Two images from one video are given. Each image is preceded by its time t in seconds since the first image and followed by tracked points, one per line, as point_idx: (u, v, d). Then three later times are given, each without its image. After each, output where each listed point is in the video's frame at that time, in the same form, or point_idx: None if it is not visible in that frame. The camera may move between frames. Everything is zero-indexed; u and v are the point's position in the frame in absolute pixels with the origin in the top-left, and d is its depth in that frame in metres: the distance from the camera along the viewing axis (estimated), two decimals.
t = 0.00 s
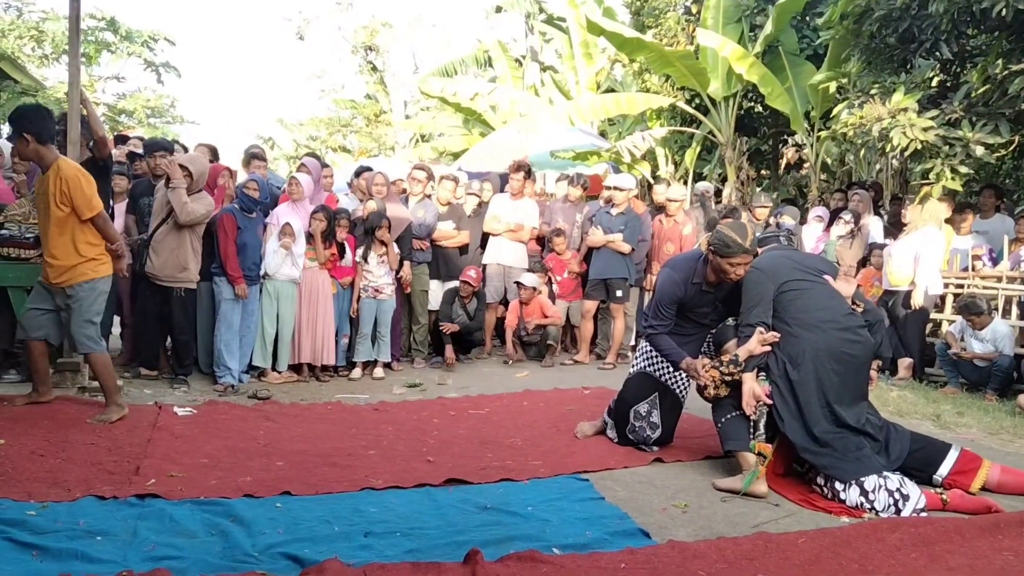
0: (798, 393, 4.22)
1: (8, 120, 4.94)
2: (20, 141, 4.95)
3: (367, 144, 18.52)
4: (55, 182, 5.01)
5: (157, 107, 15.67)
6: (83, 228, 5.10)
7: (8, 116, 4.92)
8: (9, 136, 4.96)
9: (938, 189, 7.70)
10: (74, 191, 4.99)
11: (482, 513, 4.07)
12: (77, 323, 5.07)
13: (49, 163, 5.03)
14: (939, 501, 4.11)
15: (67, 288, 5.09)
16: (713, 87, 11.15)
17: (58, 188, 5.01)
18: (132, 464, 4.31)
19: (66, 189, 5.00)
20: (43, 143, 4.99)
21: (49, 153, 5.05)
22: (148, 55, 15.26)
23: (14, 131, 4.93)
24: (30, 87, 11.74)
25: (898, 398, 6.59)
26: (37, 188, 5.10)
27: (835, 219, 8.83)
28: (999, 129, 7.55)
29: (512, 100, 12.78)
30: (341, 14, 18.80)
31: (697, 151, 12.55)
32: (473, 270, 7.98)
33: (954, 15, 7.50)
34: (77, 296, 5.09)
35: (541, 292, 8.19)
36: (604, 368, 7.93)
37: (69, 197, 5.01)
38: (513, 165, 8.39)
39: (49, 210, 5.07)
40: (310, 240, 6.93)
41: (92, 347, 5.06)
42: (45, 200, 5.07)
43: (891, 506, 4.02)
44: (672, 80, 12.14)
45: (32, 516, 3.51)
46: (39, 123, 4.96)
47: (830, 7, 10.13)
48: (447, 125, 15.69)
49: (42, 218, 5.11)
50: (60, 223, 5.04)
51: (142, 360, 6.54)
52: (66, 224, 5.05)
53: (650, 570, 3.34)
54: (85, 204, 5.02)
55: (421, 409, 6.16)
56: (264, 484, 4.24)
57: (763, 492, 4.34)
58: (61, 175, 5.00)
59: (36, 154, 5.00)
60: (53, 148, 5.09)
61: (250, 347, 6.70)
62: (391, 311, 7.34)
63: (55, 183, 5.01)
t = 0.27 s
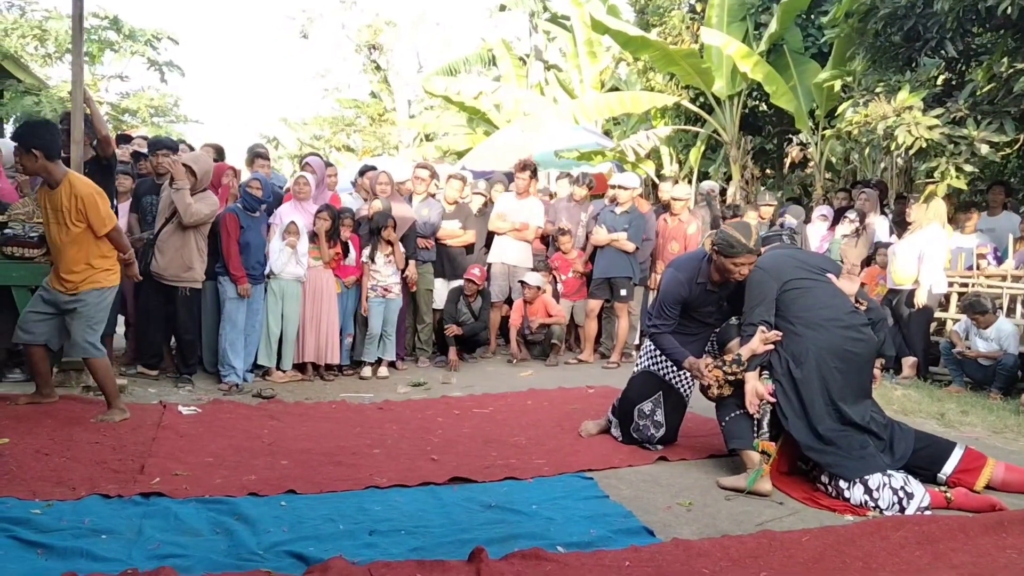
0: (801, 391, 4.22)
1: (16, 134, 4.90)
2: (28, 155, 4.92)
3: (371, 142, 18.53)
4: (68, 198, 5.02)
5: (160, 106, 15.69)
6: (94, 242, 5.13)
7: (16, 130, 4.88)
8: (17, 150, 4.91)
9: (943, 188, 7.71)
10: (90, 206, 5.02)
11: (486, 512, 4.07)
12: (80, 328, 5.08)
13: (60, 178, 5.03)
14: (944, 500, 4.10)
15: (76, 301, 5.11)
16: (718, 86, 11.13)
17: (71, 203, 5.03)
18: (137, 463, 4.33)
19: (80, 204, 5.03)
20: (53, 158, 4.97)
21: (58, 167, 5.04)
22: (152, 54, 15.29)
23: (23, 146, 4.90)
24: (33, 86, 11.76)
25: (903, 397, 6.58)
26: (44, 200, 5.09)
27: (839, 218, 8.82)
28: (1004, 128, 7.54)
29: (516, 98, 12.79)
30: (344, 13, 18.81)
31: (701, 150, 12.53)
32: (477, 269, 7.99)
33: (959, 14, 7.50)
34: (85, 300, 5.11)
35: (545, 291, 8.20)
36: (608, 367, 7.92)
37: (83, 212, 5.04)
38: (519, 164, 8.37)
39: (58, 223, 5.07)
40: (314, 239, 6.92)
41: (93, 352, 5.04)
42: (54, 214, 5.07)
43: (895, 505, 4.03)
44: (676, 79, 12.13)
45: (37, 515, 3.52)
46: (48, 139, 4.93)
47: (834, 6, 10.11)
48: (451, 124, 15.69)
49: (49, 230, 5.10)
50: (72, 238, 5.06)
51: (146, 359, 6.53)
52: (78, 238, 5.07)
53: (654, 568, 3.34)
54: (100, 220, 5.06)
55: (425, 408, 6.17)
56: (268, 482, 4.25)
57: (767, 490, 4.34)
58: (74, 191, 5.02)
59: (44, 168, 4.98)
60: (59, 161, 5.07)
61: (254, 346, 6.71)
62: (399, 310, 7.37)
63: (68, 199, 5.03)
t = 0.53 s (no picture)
0: (804, 390, 4.22)
1: (30, 130, 4.89)
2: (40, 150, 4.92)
3: (376, 142, 18.27)
4: (80, 194, 5.05)
5: (165, 107, 15.73)
6: (105, 239, 5.15)
7: (30, 126, 4.88)
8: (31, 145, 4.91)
9: (949, 186, 7.73)
10: (103, 202, 5.05)
11: (491, 511, 4.07)
12: (94, 322, 5.10)
13: (72, 174, 5.05)
14: (949, 499, 4.09)
15: (87, 297, 5.12)
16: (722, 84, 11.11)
17: (83, 199, 5.05)
18: (143, 462, 4.34)
19: (93, 200, 5.05)
20: (66, 154, 4.98)
21: (69, 163, 5.05)
22: (156, 54, 15.31)
23: (38, 141, 4.90)
24: (38, 87, 11.78)
25: (908, 396, 6.56)
26: (54, 197, 5.08)
27: (845, 217, 8.81)
28: (1010, 127, 7.51)
29: (520, 98, 12.80)
30: (349, 13, 18.82)
31: (706, 149, 12.51)
32: (482, 268, 7.87)
33: (964, 12, 7.49)
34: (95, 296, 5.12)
35: (549, 291, 8.20)
36: (613, 366, 7.92)
37: (95, 209, 5.07)
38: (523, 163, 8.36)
39: (69, 220, 5.08)
40: (319, 238, 6.94)
41: (107, 348, 5.09)
42: (65, 210, 5.07)
43: (901, 504, 4.02)
44: (681, 77, 12.11)
45: (43, 514, 3.54)
46: (62, 134, 4.95)
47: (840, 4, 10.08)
48: (456, 124, 15.70)
49: (59, 227, 5.09)
50: (84, 234, 5.07)
51: (150, 359, 6.56)
52: (90, 234, 5.09)
53: (659, 568, 3.34)
54: (112, 216, 5.09)
55: (430, 407, 6.18)
56: (273, 482, 4.26)
57: (772, 489, 4.33)
58: (87, 187, 5.05)
59: (57, 164, 4.99)
60: (71, 158, 5.08)
61: (260, 346, 6.72)
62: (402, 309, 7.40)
63: (81, 196, 5.05)
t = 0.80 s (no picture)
0: (809, 391, 4.21)
1: (43, 130, 4.89)
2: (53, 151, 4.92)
3: (381, 143, 18.53)
4: (93, 195, 5.07)
5: (172, 108, 15.77)
6: (114, 240, 5.18)
7: (43, 126, 4.87)
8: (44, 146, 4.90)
9: (955, 186, 7.69)
10: (115, 203, 5.09)
11: (497, 511, 4.07)
12: (107, 322, 5.11)
13: (83, 176, 5.06)
14: (957, 500, 4.08)
15: (96, 298, 5.14)
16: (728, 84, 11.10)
17: (96, 200, 5.08)
18: (150, 461, 4.35)
19: (106, 201, 5.09)
20: (77, 154, 5.00)
21: (80, 164, 5.07)
22: (163, 56, 15.36)
23: (52, 142, 4.91)
24: (46, 88, 11.83)
25: (916, 397, 6.55)
26: (63, 198, 5.07)
27: (851, 216, 8.79)
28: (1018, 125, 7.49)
29: (525, 98, 12.81)
30: (354, 13, 18.84)
31: (711, 148, 12.50)
32: (489, 267, 7.94)
33: (972, 11, 7.50)
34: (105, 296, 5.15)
35: (554, 291, 8.20)
36: (619, 366, 7.91)
37: (107, 210, 5.10)
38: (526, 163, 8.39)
39: (79, 221, 5.08)
40: (324, 238, 6.95)
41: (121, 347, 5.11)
42: (75, 211, 5.08)
43: (908, 505, 4.01)
44: (686, 77, 12.11)
45: (51, 512, 3.55)
46: (76, 135, 4.97)
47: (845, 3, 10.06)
48: (461, 124, 15.70)
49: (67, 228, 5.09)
50: (95, 235, 5.09)
51: (157, 359, 6.58)
52: (101, 235, 5.11)
53: (665, 567, 3.33)
54: (124, 218, 5.13)
55: (435, 407, 6.18)
56: (280, 481, 4.27)
57: (778, 489, 4.33)
58: (100, 189, 5.08)
59: (70, 165, 5.00)
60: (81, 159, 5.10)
61: (266, 345, 6.73)
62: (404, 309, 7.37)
63: (93, 197, 5.07)
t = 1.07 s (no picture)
0: (817, 390, 4.20)
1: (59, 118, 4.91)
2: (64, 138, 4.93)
3: (388, 144, 18.38)
4: (101, 185, 5.08)
5: (180, 109, 15.83)
6: (117, 231, 5.18)
7: (59, 114, 4.88)
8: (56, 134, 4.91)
9: (964, 185, 7.68)
10: (122, 195, 5.09)
11: (504, 511, 4.07)
12: (116, 322, 5.16)
13: (93, 166, 5.09)
14: (967, 502, 4.06)
15: (99, 290, 5.15)
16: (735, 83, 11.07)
17: (103, 190, 5.09)
18: (159, 461, 4.37)
19: (113, 192, 5.10)
20: (88, 146, 5.01)
21: (91, 155, 5.09)
22: (171, 58, 15.41)
23: (65, 130, 4.91)
24: (55, 90, 11.87)
25: (924, 397, 6.53)
26: (71, 185, 5.09)
27: (859, 216, 8.77)
28: None
29: (531, 98, 12.83)
30: (360, 14, 18.88)
31: (718, 148, 12.48)
32: (496, 269, 7.85)
33: (981, 8, 7.49)
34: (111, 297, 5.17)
35: (561, 291, 8.21)
36: (625, 367, 7.91)
37: (114, 200, 5.11)
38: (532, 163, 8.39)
39: (85, 209, 5.09)
40: (331, 238, 6.97)
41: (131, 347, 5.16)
42: (82, 199, 5.08)
43: (918, 507, 3.99)
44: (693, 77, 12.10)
45: (62, 511, 3.57)
46: (89, 126, 4.99)
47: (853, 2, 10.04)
48: (467, 125, 15.71)
49: (73, 216, 5.10)
50: (99, 225, 5.10)
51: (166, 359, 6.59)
52: (105, 226, 5.12)
53: (673, 568, 3.33)
54: (130, 210, 5.15)
55: (442, 407, 6.19)
56: (288, 481, 4.28)
57: (786, 490, 4.32)
58: (109, 179, 5.09)
59: (80, 154, 5.01)
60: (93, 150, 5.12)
61: (274, 345, 6.75)
62: (410, 309, 7.36)
63: (102, 186, 5.09)
